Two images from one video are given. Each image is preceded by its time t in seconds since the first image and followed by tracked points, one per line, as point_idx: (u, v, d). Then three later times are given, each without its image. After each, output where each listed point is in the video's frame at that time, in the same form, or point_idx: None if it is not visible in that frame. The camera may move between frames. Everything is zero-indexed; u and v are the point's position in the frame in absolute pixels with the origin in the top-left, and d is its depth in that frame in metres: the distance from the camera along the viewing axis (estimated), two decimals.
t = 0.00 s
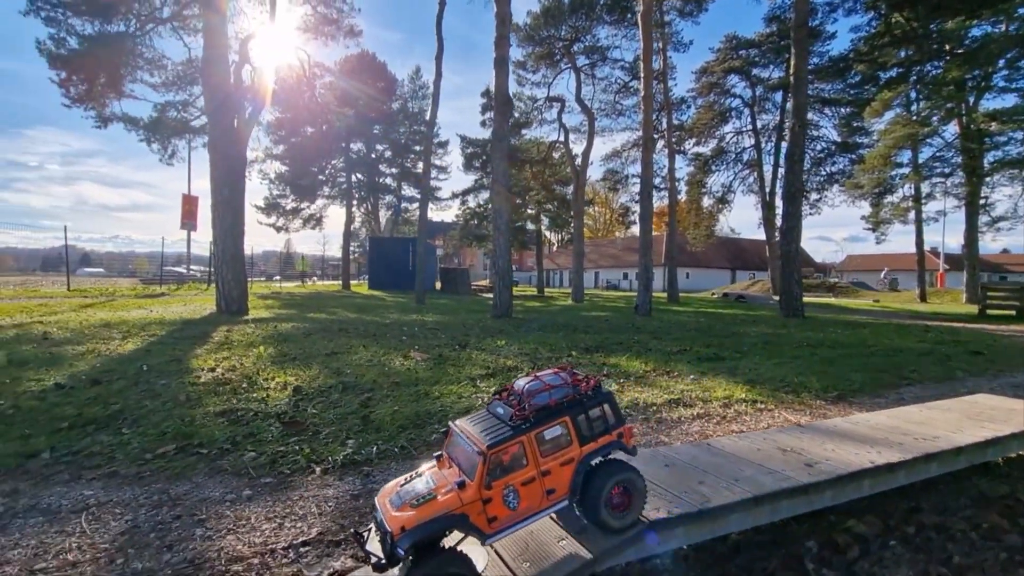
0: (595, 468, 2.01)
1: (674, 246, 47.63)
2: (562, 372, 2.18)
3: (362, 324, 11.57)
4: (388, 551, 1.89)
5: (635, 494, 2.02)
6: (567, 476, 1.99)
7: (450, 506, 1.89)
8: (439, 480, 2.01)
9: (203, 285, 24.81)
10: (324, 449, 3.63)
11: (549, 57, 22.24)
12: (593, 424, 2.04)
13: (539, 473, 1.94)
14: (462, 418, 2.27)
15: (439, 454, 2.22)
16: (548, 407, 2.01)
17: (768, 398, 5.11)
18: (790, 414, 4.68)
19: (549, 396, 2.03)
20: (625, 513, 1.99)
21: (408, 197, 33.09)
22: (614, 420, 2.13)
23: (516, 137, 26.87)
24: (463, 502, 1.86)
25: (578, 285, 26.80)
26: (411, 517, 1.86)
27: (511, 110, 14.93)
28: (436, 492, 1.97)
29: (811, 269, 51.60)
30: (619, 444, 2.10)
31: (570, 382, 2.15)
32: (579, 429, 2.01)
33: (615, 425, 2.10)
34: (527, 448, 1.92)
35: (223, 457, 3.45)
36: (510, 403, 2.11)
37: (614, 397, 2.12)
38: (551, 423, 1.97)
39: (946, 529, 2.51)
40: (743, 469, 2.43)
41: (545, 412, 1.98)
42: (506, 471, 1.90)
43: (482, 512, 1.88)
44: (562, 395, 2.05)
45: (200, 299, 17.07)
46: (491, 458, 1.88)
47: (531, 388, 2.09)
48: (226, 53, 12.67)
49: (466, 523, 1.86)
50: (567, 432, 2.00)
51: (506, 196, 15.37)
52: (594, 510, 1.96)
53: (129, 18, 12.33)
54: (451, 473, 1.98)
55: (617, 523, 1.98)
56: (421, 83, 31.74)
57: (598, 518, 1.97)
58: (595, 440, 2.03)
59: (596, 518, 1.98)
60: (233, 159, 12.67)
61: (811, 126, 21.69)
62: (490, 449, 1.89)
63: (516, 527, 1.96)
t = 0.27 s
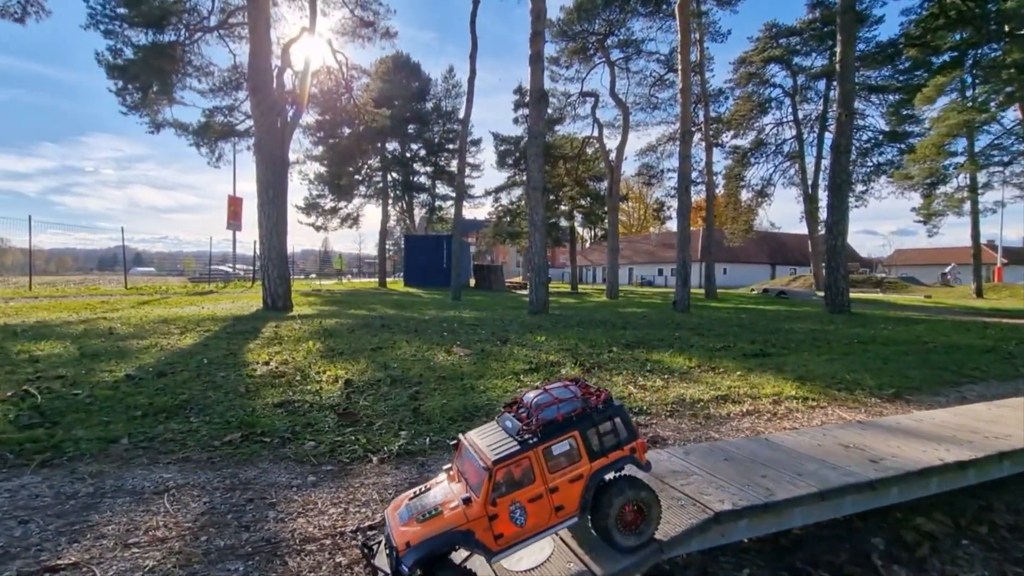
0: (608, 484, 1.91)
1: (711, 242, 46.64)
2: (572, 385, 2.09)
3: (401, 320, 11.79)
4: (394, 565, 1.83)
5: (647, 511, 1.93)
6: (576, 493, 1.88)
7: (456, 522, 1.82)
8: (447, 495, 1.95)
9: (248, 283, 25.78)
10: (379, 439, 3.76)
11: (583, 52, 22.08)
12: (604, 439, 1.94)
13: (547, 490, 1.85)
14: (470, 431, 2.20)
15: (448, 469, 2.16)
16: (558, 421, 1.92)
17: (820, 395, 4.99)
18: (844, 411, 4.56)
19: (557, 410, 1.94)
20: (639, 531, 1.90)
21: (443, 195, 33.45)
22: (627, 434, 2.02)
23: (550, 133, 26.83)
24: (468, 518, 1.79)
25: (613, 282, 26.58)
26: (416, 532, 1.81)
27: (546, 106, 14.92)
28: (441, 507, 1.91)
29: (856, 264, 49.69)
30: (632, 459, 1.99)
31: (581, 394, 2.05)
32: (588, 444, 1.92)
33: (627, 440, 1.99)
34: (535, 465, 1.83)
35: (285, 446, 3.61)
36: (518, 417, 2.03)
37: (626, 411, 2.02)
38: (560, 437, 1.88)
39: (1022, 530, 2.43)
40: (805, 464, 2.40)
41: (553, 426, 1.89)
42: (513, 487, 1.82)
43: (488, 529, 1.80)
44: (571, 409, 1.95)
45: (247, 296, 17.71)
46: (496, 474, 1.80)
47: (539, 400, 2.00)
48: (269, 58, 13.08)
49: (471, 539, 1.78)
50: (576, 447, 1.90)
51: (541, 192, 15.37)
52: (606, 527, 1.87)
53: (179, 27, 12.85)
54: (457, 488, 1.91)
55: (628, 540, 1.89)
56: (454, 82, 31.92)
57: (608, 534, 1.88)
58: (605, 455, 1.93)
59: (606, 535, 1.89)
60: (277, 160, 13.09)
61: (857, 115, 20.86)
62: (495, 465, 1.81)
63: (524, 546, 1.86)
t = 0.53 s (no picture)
0: (600, 518, 1.85)
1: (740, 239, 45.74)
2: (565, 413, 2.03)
3: (428, 319, 11.88)
4: None
5: (642, 547, 1.84)
6: (565, 528, 1.82)
7: (440, 557, 1.78)
8: (435, 527, 1.92)
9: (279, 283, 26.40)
10: (416, 439, 3.81)
11: (608, 48, 21.87)
12: (595, 470, 1.87)
13: (534, 526, 1.79)
14: (465, 459, 2.17)
15: (440, 497, 2.12)
16: (546, 453, 1.86)
17: (861, 399, 4.86)
18: (888, 415, 4.43)
19: (546, 439, 1.89)
20: (633, 568, 1.81)
21: (467, 194, 33.62)
22: (621, 464, 1.93)
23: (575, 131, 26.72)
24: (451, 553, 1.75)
25: (639, 280, 26.32)
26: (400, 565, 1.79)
27: (572, 104, 14.83)
28: (429, 538, 1.89)
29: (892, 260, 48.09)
30: (626, 492, 1.91)
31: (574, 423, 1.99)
32: (578, 477, 1.85)
33: (621, 472, 1.91)
34: (520, 499, 1.78)
35: (326, 445, 3.69)
36: (509, 445, 1.99)
37: (620, 442, 1.94)
38: (547, 470, 1.82)
39: None
40: (856, 473, 2.33)
41: (540, 458, 1.83)
42: (499, 521, 1.77)
43: (471, 565, 1.76)
44: (560, 440, 1.89)
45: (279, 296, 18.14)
46: (480, 508, 1.76)
47: (529, 430, 1.95)
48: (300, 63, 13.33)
49: None
50: (564, 480, 1.83)
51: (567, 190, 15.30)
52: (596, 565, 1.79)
53: (213, 34, 13.19)
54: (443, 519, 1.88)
55: None
56: (479, 82, 31.97)
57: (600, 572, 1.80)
58: (596, 489, 1.86)
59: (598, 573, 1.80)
60: (307, 163, 13.34)
61: (893, 106, 20.18)
62: (479, 499, 1.77)
63: None
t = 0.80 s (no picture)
0: (578, 532, 1.89)
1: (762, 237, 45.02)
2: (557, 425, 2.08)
3: (448, 318, 11.95)
4: None
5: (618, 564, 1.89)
6: (540, 538, 1.87)
7: (417, 555, 1.84)
8: (416, 522, 1.98)
9: (302, 282, 26.83)
10: (439, 436, 3.86)
11: (627, 45, 21.73)
12: (580, 486, 1.92)
13: (512, 535, 1.85)
14: (455, 460, 2.24)
15: (425, 496, 2.19)
16: (533, 463, 1.92)
17: (889, 399, 4.77)
18: (917, 416, 4.35)
19: (532, 449, 1.95)
20: None
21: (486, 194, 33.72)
22: (605, 482, 1.98)
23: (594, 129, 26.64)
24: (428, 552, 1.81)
25: (659, 279, 26.10)
26: (377, 558, 1.85)
27: (591, 102, 14.79)
28: (408, 535, 1.95)
29: (921, 259, 46.84)
30: (610, 510, 1.95)
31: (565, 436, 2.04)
32: (561, 490, 1.90)
33: (606, 490, 1.95)
34: (502, 505, 1.84)
35: (351, 440, 3.77)
36: (496, 450, 2.05)
37: (609, 460, 1.98)
38: (532, 479, 1.87)
39: None
40: (885, 473, 2.31)
41: (525, 467, 1.89)
42: (478, 526, 1.83)
43: (445, 566, 1.82)
44: (547, 451, 1.95)
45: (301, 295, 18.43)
46: (461, 510, 1.83)
47: (518, 437, 2.01)
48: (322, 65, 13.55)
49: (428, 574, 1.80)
50: (546, 492, 1.88)
51: (586, 189, 15.27)
52: None
53: (238, 38, 13.48)
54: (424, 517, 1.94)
55: None
56: (497, 81, 32.01)
57: None
58: (578, 504, 1.91)
59: None
60: (329, 163, 13.54)
61: (922, 101, 19.68)
62: (460, 500, 1.84)
63: None
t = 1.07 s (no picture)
0: (542, 560, 1.88)
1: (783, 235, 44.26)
2: (540, 448, 2.09)
3: (465, 318, 12.00)
4: None
5: None
6: (502, 559, 1.88)
7: (384, 556, 1.89)
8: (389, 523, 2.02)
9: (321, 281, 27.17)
10: (459, 436, 3.89)
11: (644, 42, 21.53)
12: (551, 512, 1.92)
13: (476, 550, 1.86)
14: (441, 468, 2.28)
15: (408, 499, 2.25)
16: (506, 482, 1.93)
17: (917, 402, 4.66)
18: (946, 420, 4.24)
19: (507, 468, 1.96)
20: None
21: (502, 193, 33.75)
22: (579, 515, 1.96)
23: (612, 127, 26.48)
24: (392, 557, 1.86)
25: (677, 277, 25.84)
26: (345, 554, 1.91)
27: (609, 100, 14.70)
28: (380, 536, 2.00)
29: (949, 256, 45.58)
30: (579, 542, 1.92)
31: (544, 461, 2.04)
32: (529, 515, 1.90)
33: (579, 521, 1.93)
34: (469, 520, 1.86)
35: (373, 440, 3.82)
36: (476, 465, 2.08)
37: (584, 490, 1.96)
38: (502, 500, 1.89)
39: None
40: (916, 478, 2.26)
41: (497, 486, 1.91)
42: (443, 537, 1.86)
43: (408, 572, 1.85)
44: (521, 473, 1.96)
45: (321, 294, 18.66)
46: (430, 520, 1.87)
47: (498, 455, 2.04)
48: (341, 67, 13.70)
49: None
50: (515, 514, 1.89)
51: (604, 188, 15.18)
52: None
53: (259, 42, 13.70)
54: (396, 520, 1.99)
55: None
56: (513, 80, 31.96)
57: None
58: (546, 531, 1.89)
59: None
60: (348, 164, 13.69)
61: (950, 94, 19.14)
62: (431, 510, 1.88)
63: None
